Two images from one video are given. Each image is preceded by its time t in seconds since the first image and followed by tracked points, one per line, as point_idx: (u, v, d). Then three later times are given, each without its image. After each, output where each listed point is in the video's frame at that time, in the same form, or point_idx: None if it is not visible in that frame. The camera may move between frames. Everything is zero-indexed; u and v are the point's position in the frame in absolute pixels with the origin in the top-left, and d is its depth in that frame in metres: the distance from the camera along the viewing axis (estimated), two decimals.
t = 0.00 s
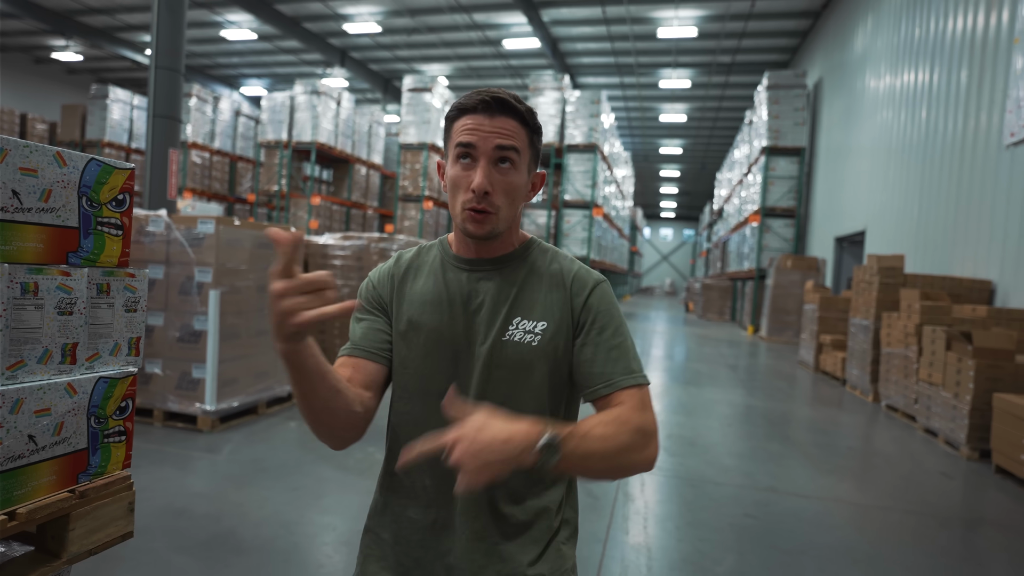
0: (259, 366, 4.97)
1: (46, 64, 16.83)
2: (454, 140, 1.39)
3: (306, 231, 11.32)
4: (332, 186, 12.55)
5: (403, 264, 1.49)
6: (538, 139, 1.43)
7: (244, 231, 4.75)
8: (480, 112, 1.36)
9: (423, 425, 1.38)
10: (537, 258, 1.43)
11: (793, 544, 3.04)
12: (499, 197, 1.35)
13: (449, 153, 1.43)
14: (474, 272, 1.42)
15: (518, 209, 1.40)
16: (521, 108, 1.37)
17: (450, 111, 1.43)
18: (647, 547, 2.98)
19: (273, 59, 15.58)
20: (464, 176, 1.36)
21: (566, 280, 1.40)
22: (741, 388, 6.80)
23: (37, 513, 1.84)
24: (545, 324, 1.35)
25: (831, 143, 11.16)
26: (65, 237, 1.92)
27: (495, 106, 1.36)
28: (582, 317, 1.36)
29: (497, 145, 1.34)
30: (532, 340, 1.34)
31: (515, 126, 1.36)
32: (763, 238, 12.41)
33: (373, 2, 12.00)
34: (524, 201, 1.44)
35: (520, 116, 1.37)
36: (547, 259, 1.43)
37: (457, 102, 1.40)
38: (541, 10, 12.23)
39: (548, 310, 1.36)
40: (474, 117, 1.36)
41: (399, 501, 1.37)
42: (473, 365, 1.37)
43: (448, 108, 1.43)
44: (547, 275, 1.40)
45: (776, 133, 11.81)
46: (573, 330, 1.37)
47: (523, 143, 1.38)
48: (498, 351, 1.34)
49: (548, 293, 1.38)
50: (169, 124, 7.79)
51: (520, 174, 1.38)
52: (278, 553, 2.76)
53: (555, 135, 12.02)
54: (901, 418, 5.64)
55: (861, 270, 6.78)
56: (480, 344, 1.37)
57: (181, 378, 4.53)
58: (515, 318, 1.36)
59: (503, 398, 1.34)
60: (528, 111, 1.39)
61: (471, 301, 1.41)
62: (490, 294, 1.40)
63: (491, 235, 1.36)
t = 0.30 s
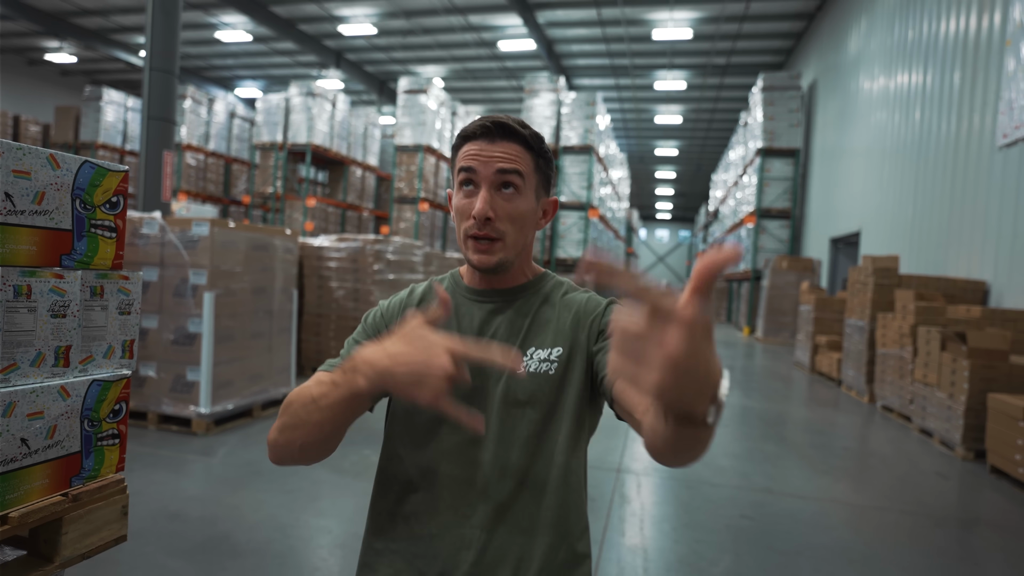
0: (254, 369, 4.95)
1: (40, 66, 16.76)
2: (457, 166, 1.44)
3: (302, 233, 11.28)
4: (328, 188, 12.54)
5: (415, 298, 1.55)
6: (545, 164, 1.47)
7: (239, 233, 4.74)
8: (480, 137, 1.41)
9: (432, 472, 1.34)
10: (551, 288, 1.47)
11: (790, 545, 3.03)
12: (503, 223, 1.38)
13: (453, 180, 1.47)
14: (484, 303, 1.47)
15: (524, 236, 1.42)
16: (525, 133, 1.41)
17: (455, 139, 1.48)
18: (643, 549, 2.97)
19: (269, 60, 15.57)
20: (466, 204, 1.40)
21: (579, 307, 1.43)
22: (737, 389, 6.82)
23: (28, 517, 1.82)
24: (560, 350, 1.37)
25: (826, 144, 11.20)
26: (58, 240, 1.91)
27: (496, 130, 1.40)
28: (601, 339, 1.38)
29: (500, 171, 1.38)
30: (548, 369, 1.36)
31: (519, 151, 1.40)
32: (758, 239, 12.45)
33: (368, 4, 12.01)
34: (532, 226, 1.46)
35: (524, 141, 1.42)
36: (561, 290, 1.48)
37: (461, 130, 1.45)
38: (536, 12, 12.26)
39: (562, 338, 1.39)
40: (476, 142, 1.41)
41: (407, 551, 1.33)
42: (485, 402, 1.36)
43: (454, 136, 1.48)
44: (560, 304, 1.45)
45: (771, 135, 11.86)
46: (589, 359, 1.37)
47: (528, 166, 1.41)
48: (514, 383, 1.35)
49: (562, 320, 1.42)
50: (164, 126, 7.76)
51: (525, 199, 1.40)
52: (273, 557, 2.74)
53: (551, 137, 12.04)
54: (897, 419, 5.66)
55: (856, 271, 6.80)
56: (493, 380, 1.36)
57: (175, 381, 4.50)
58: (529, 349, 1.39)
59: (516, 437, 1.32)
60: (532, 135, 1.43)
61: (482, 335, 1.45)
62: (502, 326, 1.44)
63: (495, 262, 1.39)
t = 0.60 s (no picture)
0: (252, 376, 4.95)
1: (39, 73, 16.79)
2: (466, 167, 1.49)
3: (299, 240, 11.26)
4: (326, 195, 12.54)
5: (423, 305, 1.56)
6: (555, 164, 1.52)
7: (237, 239, 4.74)
8: (490, 138, 1.46)
9: (447, 489, 1.39)
10: (563, 298, 1.51)
11: (789, 552, 3.03)
12: (512, 226, 1.43)
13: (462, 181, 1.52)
14: (495, 313, 1.48)
15: (534, 239, 1.47)
16: (536, 135, 1.47)
17: (464, 140, 1.53)
18: (642, 556, 2.96)
19: (267, 68, 15.60)
20: (475, 208, 1.45)
21: (595, 320, 1.46)
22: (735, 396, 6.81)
23: (26, 525, 1.81)
24: (575, 366, 1.40)
25: (822, 151, 11.25)
26: (58, 248, 1.91)
27: (506, 131, 1.45)
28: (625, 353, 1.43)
29: (508, 174, 1.43)
30: (563, 386, 1.39)
31: (528, 152, 1.46)
32: (755, 245, 12.46)
33: (366, 12, 12.05)
34: (543, 229, 1.51)
35: (536, 142, 1.47)
36: (574, 300, 1.51)
37: (471, 131, 1.50)
38: (534, 20, 12.30)
39: (577, 353, 1.42)
40: (486, 143, 1.46)
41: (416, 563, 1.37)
42: (497, 418, 1.40)
43: (463, 137, 1.53)
44: (575, 316, 1.47)
45: (768, 141, 11.90)
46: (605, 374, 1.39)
47: (538, 168, 1.47)
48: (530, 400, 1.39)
49: (576, 333, 1.45)
50: (162, 133, 7.77)
51: (534, 201, 1.46)
52: (271, 565, 2.73)
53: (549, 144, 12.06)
54: (895, 425, 5.66)
55: (853, 277, 6.83)
56: (503, 397, 1.41)
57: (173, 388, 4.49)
58: (543, 364, 1.42)
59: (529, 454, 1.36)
60: (543, 137, 1.48)
61: (492, 347, 1.45)
62: (513, 337, 1.45)
63: (504, 266, 1.44)
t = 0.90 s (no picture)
0: (252, 377, 4.94)
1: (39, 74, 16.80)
2: (477, 161, 1.49)
3: (299, 241, 11.25)
4: (325, 196, 12.54)
5: (429, 302, 1.57)
6: (565, 159, 1.53)
7: (237, 240, 4.74)
8: (501, 131, 1.46)
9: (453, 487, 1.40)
10: (569, 292, 1.51)
11: (789, 552, 3.03)
12: (523, 221, 1.43)
13: (472, 175, 1.53)
14: (502, 309, 1.49)
15: (544, 234, 1.47)
16: (548, 129, 1.47)
17: (475, 134, 1.54)
18: (642, 556, 2.96)
19: (267, 69, 15.61)
20: (486, 202, 1.45)
21: (599, 313, 1.46)
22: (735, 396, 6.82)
23: (26, 526, 1.81)
24: (579, 361, 1.40)
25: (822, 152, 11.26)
26: (58, 249, 1.91)
27: (518, 124, 1.46)
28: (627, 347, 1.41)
29: (520, 167, 1.44)
30: (567, 380, 1.39)
31: (540, 146, 1.46)
32: (755, 246, 12.45)
33: (366, 12, 12.05)
34: (552, 223, 1.51)
35: (547, 136, 1.48)
36: (579, 294, 1.52)
37: (482, 124, 1.51)
38: (533, 20, 12.31)
39: (580, 347, 1.42)
40: (497, 136, 1.46)
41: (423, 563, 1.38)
42: (502, 414, 1.41)
43: (474, 131, 1.54)
44: (580, 309, 1.48)
45: (767, 142, 11.90)
46: (608, 365, 1.39)
47: (548, 162, 1.47)
48: (534, 395, 1.39)
49: (580, 326, 1.45)
50: (162, 134, 7.77)
51: (545, 196, 1.46)
52: (272, 566, 2.73)
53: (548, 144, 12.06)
54: (895, 425, 5.66)
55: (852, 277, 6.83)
56: (508, 393, 1.41)
57: (173, 389, 4.49)
58: (547, 359, 1.42)
59: (533, 450, 1.37)
60: (553, 130, 1.49)
61: (497, 343, 1.46)
62: (519, 331, 1.46)
63: (514, 261, 1.44)
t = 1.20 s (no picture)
0: (251, 378, 4.94)
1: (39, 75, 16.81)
2: (476, 162, 1.49)
3: (299, 241, 11.25)
4: (325, 196, 12.53)
5: (429, 303, 1.57)
6: (564, 160, 1.54)
7: (236, 241, 4.74)
8: (501, 132, 1.47)
9: (453, 487, 1.40)
10: (569, 294, 1.52)
11: (788, 552, 3.04)
12: (523, 221, 1.43)
13: (471, 177, 1.53)
14: (502, 310, 1.49)
15: (544, 234, 1.48)
16: (547, 130, 1.48)
17: (474, 135, 1.54)
18: (642, 557, 2.97)
19: (266, 70, 15.61)
20: (485, 202, 1.45)
21: (599, 315, 1.46)
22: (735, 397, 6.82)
23: (26, 528, 1.81)
24: (578, 362, 1.40)
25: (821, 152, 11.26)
26: (59, 250, 1.92)
27: (517, 125, 1.46)
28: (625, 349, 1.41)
29: (519, 168, 1.44)
30: (567, 382, 1.39)
31: (539, 147, 1.47)
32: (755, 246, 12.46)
33: (365, 13, 12.06)
34: (551, 224, 1.51)
35: (546, 138, 1.48)
36: (579, 295, 1.52)
37: (481, 126, 1.51)
38: (532, 21, 12.31)
39: (580, 349, 1.42)
40: (496, 137, 1.47)
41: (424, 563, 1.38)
42: (502, 416, 1.41)
43: (473, 133, 1.54)
44: (580, 310, 1.48)
45: (767, 143, 11.91)
46: (608, 365, 1.40)
47: (548, 163, 1.48)
48: (534, 396, 1.39)
49: (579, 328, 1.45)
50: (162, 135, 7.77)
51: (544, 197, 1.46)
52: (272, 566, 2.73)
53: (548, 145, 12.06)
54: (894, 426, 5.67)
55: (852, 278, 6.84)
56: (508, 394, 1.42)
57: (173, 390, 4.49)
58: (547, 360, 1.42)
59: (533, 451, 1.37)
60: (552, 131, 1.49)
61: (498, 344, 1.47)
62: (519, 332, 1.46)
63: (514, 261, 1.44)
